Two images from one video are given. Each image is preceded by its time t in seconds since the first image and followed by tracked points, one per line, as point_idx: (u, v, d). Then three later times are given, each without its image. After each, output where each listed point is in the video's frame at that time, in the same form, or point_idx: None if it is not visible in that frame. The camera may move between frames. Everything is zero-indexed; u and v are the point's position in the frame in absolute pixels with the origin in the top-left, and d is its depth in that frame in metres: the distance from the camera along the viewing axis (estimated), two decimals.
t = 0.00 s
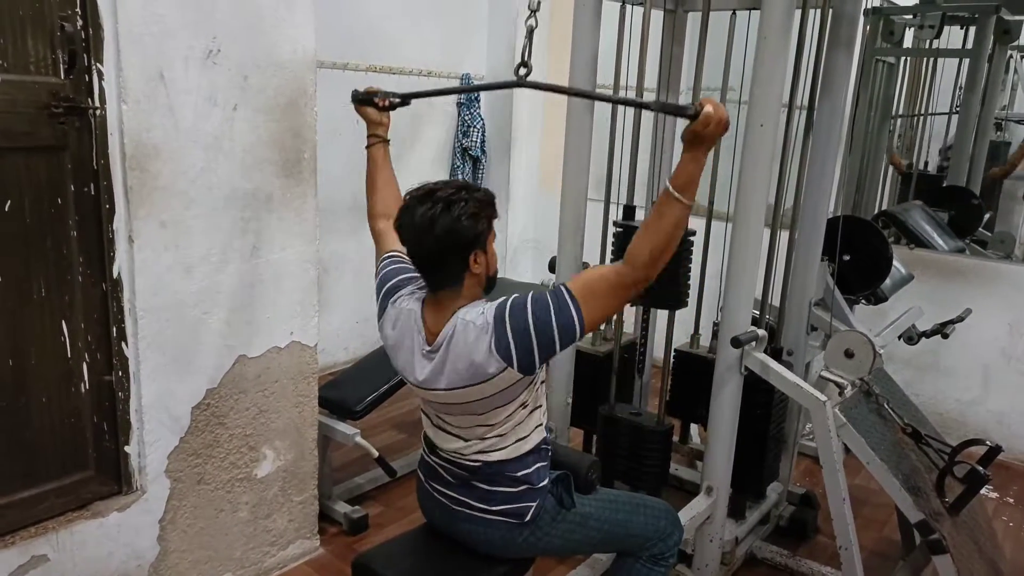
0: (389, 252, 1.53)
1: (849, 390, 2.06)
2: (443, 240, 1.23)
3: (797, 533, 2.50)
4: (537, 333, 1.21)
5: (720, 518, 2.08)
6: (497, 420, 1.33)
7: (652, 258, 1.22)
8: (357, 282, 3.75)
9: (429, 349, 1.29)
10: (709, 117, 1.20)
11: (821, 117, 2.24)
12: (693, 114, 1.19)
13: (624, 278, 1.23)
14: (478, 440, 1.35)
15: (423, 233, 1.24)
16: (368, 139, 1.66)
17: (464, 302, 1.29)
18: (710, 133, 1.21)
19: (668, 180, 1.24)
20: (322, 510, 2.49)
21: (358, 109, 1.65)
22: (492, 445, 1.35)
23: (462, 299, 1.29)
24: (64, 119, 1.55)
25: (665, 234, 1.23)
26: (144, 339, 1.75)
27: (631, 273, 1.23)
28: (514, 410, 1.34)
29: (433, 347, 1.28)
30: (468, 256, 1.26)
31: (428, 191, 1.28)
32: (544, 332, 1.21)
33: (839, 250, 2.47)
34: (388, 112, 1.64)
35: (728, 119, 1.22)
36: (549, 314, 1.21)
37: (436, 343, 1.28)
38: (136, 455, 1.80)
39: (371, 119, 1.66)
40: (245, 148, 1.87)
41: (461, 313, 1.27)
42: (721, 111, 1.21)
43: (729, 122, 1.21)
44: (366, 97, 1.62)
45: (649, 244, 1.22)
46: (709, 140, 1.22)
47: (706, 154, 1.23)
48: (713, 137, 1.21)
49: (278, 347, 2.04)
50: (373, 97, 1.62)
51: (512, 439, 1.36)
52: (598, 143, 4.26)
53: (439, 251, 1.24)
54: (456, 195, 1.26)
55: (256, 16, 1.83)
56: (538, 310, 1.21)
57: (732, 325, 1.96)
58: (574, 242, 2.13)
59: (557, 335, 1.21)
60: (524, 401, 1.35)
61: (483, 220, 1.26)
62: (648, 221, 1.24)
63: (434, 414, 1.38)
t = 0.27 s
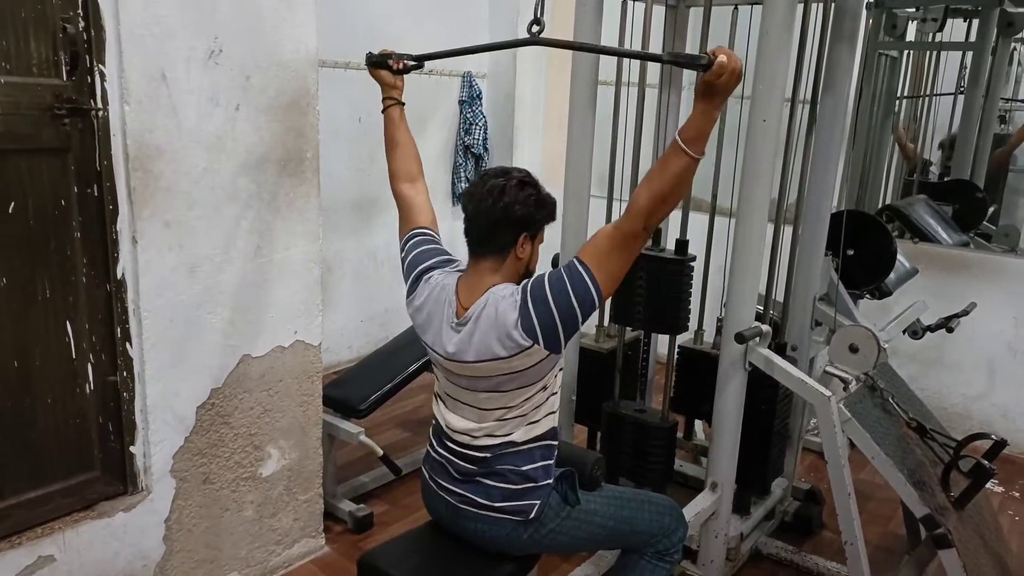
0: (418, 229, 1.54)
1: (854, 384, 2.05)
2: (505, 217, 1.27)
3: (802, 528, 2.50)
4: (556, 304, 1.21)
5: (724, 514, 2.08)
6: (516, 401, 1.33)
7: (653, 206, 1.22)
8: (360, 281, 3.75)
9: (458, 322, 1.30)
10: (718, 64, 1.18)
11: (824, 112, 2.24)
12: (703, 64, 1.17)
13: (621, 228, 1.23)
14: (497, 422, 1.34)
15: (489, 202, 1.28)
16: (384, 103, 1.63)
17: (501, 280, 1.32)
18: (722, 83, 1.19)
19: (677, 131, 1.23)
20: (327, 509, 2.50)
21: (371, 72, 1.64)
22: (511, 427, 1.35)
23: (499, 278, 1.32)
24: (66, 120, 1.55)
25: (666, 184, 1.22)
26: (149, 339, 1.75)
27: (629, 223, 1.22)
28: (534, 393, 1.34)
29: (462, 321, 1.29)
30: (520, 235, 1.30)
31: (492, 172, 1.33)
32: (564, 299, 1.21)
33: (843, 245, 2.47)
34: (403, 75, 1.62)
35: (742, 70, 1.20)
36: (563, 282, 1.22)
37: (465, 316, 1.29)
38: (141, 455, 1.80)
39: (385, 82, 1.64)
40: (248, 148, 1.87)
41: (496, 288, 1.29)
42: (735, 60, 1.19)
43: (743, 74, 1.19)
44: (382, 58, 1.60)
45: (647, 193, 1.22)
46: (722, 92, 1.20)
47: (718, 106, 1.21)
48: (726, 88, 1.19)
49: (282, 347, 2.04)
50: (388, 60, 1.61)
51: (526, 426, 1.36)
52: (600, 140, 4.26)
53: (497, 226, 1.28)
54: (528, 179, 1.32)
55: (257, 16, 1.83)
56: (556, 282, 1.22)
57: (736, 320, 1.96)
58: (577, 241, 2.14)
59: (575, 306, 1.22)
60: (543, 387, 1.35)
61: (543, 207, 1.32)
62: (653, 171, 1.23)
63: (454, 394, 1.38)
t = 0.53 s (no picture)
0: (445, 211, 1.55)
1: (858, 382, 2.05)
2: (541, 218, 1.31)
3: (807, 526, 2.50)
4: (574, 282, 1.24)
5: (729, 513, 2.08)
6: (536, 384, 1.33)
7: (663, 188, 1.23)
8: (364, 281, 3.75)
9: (483, 308, 1.32)
10: (732, 47, 1.18)
11: (828, 109, 2.23)
12: (718, 47, 1.17)
13: (633, 209, 1.25)
14: (514, 408, 1.34)
15: (528, 199, 1.32)
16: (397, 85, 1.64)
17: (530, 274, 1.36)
18: (738, 66, 1.19)
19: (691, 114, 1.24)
20: (332, 509, 2.50)
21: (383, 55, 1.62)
22: (528, 412, 1.35)
23: (527, 271, 1.36)
24: (70, 121, 1.56)
25: (677, 165, 1.23)
26: (153, 339, 1.75)
27: (641, 203, 1.24)
28: (553, 378, 1.34)
29: (487, 307, 1.31)
30: (553, 233, 1.34)
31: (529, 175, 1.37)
32: (584, 280, 1.23)
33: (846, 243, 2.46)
34: (415, 57, 1.61)
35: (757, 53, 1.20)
36: (580, 260, 1.25)
37: (491, 302, 1.31)
38: (146, 456, 1.80)
39: (397, 64, 1.63)
40: (250, 148, 1.87)
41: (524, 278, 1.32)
42: (751, 43, 1.19)
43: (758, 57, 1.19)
44: (392, 43, 1.59)
45: (659, 174, 1.24)
46: (737, 74, 1.20)
47: (733, 89, 1.21)
48: (741, 72, 1.19)
49: (286, 347, 2.04)
50: (398, 42, 1.59)
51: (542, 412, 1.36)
52: (603, 139, 4.25)
53: (533, 223, 1.32)
54: (564, 183, 1.36)
55: (259, 16, 1.83)
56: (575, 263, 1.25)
57: (741, 318, 1.96)
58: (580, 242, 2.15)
59: (590, 283, 1.23)
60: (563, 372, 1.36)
61: (576, 209, 1.36)
62: (666, 153, 1.24)
63: (474, 376, 1.37)
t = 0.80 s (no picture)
0: (457, 193, 1.57)
1: (860, 383, 2.06)
2: (549, 214, 1.33)
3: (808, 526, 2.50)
4: (581, 258, 1.24)
5: (730, 513, 2.08)
6: (541, 367, 1.33)
7: (672, 163, 1.23)
8: (366, 278, 3.75)
9: (491, 293, 1.33)
10: (747, 25, 1.17)
11: (833, 109, 2.23)
12: (732, 24, 1.17)
13: (644, 186, 1.25)
14: (518, 391, 1.34)
15: (535, 192, 1.33)
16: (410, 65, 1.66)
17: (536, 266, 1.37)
18: (752, 44, 1.18)
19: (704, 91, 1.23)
20: (333, 504, 2.50)
21: (395, 37, 1.64)
22: (534, 394, 1.35)
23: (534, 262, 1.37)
24: (74, 116, 1.56)
25: (690, 142, 1.23)
26: (156, 334, 1.76)
27: (651, 180, 1.24)
28: (558, 362, 1.34)
29: (496, 291, 1.33)
30: (559, 227, 1.35)
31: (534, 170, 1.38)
32: (588, 254, 1.24)
33: (850, 243, 2.45)
34: (427, 39, 1.63)
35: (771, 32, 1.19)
36: (587, 237, 1.25)
37: (500, 286, 1.33)
38: (149, 449, 1.81)
39: (409, 46, 1.65)
40: (254, 144, 1.87)
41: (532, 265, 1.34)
42: (766, 21, 1.19)
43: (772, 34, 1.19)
44: (404, 25, 1.61)
45: (669, 150, 1.24)
46: (752, 53, 1.20)
47: (747, 67, 1.21)
48: (754, 49, 1.19)
49: (288, 342, 2.04)
50: (411, 26, 1.61)
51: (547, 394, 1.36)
52: (607, 137, 4.24)
53: (539, 217, 1.33)
54: (569, 178, 1.37)
55: (264, 12, 1.83)
56: (583, 240, 1.25)
57: (743, 319, 1.96)
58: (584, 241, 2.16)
59: (598, 259, 1.23)
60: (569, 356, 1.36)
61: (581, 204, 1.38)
62: (676, 130, 1.25)
63: (478, 363, 1.38)
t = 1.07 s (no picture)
0: (444, 207, 1.56)
1: (864, 384, 2.05)
2: (537, 216, 1.32)
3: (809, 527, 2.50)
4: (575, 275, 1.24)
5: (730, 514, 2.08)
6: (535, 382, 1.33)
7: (668, 183, 1.22)
8: (370, 275, 3.76)
9: (482, 308, 1.32)
10: (743, 44, 1.15)
11: (838, 110, 2.23)
12: (728, 43, 1.15)
13: (638, 202, 1.24)
14: (512, 404, 1.34)
15: (523, 198, 1.32)
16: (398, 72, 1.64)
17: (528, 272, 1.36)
18: (748, 63, 1.16)
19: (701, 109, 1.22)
20: (335, 501, 2.51)
21: (385, 44, 1.62)
22: (527, 409, 1.35)
23: (526, 269, 1.36)
24: (80, 111, 1.56)
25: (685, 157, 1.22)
26: (160, 329, 1.76)
27: (646, 196, 1.23)
28: (552, 377, 1.34)
29: (486, 306, 1.31)
30: (549, 232, 1.35)
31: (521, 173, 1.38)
32: (583, 275, 1.23)
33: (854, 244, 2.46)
34: (417, 47, 1.62)
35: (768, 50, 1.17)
36: (581, 254, 1.25)
37: (491, 301, 1.31)
38: (151, 445, 1.81)
39: (399, 54, 1.64)
40: (260, 141, 1.88)
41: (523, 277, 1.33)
42: (762, 40, 1.16)
43: (768, 54, 1.17)
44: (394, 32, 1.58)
45: (664, 170, 1.23)
46: (748, 71, 1.18)
47: (742, 86, 1.19)
48: (750, 69, 1.17)
49: (291, 339, 2.05)
50: (400, 33, 1.59)
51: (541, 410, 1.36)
52: (611, 136, 4.24)
53: (530, 222, 1.32)
54: (556, 180, 1.36)
55: (270, 9, 1.84)
56: (576, 257, 1.25)
57: (746, 318, 1.96)
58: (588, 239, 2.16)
59: (592, 276, 1.23)
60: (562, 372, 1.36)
61: (571, 207, 1.37)
62: (672, 149, 1.23)
63: (471, 375, 1.38)
